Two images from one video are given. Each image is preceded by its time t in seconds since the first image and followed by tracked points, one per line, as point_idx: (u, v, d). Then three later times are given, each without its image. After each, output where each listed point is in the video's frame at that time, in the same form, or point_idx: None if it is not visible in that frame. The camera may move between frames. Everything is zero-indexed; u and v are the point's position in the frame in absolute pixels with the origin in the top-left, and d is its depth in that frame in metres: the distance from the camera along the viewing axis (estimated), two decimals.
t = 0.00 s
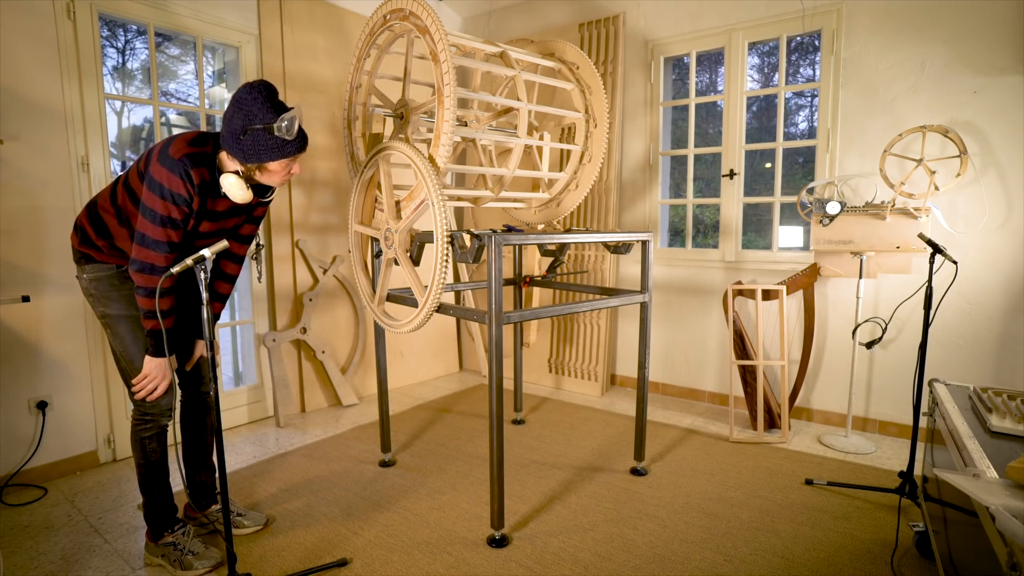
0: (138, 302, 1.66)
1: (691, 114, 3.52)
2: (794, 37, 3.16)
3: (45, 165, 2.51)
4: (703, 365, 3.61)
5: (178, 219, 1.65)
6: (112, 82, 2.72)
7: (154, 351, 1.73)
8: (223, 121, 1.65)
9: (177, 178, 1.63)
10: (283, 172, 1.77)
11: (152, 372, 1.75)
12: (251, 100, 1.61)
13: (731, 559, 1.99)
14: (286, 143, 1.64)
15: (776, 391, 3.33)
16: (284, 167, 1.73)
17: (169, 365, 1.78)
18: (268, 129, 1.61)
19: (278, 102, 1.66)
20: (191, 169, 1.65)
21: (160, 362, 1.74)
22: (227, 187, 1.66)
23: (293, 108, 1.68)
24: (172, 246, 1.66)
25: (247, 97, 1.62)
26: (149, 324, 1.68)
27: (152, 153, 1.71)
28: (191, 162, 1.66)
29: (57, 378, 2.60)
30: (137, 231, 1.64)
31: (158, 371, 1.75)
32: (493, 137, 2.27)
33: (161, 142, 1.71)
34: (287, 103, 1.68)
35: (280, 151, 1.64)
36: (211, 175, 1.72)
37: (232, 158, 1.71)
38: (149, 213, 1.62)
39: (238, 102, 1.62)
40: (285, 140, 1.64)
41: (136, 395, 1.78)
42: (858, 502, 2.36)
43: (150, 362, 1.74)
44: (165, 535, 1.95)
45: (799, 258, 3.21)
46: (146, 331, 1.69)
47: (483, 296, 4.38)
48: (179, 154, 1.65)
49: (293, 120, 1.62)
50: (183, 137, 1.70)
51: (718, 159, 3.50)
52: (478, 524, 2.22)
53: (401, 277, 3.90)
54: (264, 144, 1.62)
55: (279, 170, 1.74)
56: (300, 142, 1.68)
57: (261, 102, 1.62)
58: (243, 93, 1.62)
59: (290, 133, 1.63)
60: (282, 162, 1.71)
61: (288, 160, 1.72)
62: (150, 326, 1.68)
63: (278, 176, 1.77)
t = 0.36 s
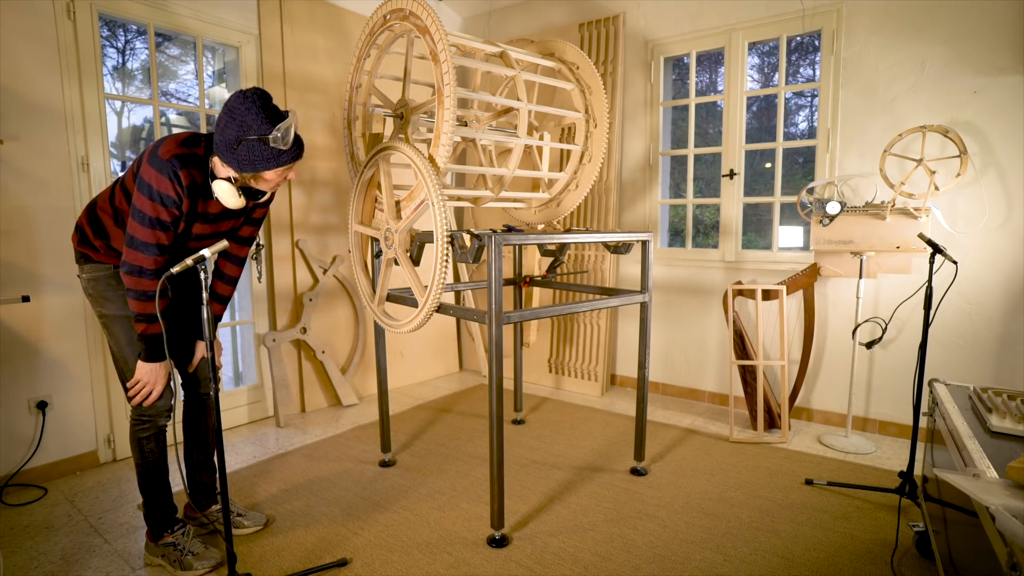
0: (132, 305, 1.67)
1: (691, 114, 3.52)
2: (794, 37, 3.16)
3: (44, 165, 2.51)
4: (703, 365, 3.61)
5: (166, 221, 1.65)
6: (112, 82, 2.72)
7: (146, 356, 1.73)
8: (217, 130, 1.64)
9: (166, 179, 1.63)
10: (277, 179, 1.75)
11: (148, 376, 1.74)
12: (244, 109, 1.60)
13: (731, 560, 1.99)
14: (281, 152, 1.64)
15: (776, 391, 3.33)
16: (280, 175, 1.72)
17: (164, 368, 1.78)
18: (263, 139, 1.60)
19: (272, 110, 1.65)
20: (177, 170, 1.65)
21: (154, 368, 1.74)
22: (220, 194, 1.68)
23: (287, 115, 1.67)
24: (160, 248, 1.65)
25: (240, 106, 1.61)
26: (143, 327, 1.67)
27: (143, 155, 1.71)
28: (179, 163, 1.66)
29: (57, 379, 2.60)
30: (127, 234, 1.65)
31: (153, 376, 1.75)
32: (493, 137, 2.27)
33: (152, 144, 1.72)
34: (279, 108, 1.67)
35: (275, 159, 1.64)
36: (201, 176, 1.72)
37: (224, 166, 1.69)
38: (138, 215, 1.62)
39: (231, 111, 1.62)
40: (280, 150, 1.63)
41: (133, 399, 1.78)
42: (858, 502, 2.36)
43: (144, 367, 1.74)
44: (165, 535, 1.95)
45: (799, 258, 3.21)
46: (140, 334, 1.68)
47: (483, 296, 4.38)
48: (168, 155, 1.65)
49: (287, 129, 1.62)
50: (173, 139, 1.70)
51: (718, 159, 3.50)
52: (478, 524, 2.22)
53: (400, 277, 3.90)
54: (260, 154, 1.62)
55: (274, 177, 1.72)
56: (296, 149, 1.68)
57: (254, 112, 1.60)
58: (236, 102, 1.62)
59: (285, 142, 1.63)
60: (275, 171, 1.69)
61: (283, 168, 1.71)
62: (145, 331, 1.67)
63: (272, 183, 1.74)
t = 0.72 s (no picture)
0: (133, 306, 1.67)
1: (691, 114, 3.52)
2: (794, 37, 3.16)
3: (44, 165, 2.51)
4: (703, 365, 3.61)
5: (166, 223, 1.65)
6: (112, 82, 2.72)
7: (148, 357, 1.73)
8: (218, 132, 1.64)
9: (165, 181, 1.63)
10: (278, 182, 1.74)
11: (151, 377, 1.74)
12: (245, 113, 1.60)
13: (731, 559, 1.99)
14: (282, 156, 1.64)
15: (776, 391, 3.33)
16: (280, 179, 1.72)
17: (166, 369, 1.78)
18: (264, 143, 1.60)
19: (273, 113, 1.65)
20: (176, 172, 1.65)
21: (156, 369, 1.74)
22: (220, 196, 1.69)
23: (288, 118, 1.67)
24: (161, 250, 1.65)
25: (241, 110, 1.61)
26: (145, 329, 1.67)
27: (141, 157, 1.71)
28: (178, 165, 1.65)
29: (57, 379, 2.60)
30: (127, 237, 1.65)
31: (156, 377, 1.75)
32: (493, 137, 2.27)
33: (150, 146, 1.71)
34: (280, 111, 1.67)
35: (276, 164, 1.64)
36: (200, 178, 1.71)
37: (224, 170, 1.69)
38: (138, 218, 1.62)
39: (232, 115, 1.61)
40: (281, 155, 1.64)
41: (137, 399, 1.78)
42: (858, 502, 2.36)
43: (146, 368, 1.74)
44: (165, 536, 1.95)
45: (799, 258, 3.21)
46: (143, 336, 1.68)
47: (483, 296, 4.38)
48: (166, 157, 1.65)
49: (288, 133, 1.62)
50: (171, 140, 1.70)
51: (718, 159, 3.50)
52: (478, 524, 2.22)
53: (400, 277, 3.91)
54: (261, 158, 1.62)
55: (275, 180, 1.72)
56: (297, 153, 1.68)
57: (255, 116, 1.60)
58: (237, 106, 1.61)
59: (286, 146, 1.63)
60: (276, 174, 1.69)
61: (284, 172, 1.71)
62: (148, 332, 1.68)
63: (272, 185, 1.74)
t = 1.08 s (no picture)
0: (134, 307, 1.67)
1: (691, 114, 3.52)
2: (794, 37, 3.16)
3: (44, 165, 2.51)
4: (703, 365, 3.61)
5: (167, 224, 1.65)
6: (112, 81, 2.72)
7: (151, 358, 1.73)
8: (220, 133, 1.63)
9: (165, 182, 1.63)
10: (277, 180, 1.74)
11: (155, 378, 1.74)
12: (250, 115, 1.60)
13: (731, 559, 1.99)
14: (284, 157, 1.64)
15: (776, 391, 3.33)
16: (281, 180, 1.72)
17: (170, 368, 1.77)
18: (268, 145, 1.61)
19: (277, 116, 1.65)
20: (176, 172, 1.65)
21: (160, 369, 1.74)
22: (218, 197, 1.69)
23: (291, 120, 1.67)
24: (161, 251, 1.65)
25: (246, 112, 1.61)
26: (147, 328, 1.67)
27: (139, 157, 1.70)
28: (177, 165, 1.65)
29: (57, 379, 2.60)
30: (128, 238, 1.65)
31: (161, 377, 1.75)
32: (493, 138, 2.27)
33: (148, 147, 1.71)
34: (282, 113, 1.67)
35: (279, 165, 1.64)
36: (199, 178, 1.71)
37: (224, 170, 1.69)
38: (138, 218, 1.62)
39: (236, 116, 1.61)
40: (284, 156, 1.64)
41: (140, 399, 1.79)
42: (858, 502, 2.36)
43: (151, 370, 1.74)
44: (165, 536, 1.95)
45: (799, 258, 3.21)
46: (145, 337, 1.68)
47: (483, 296, 4.38)
48: (165, 158, 1.65)
49: (291, 134, 1.62)
50: (169, 140, 1.70)
51: (718, 159, 3.50)
52: (478, 524, 2.22)
53: (400, 277, 3.91)
54: (264, 160, 1.62)
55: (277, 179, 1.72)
56: (299, 155, 1.68)
57: (260, 118, 1.61)
58: (241, 107, 1.62)
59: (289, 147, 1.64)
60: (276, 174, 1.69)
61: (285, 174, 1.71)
62: (150, 332, 1.67)
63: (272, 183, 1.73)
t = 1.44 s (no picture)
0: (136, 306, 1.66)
1: (691, 114, 3.52)
2: (794, 37, 3.16)
3: (45, 165, 2.51)
4: (704, 365, 3.61)
5: (161, 217, 1.65)
6: (112, 81, 2.72)
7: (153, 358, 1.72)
8: (208, 111, 1.61)
9: (155, 175, 1.63)
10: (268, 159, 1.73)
11: (159, 378, 1.74)
12: (238, 90, 1.59)
13: (731, 559, 1.99)
14: (274, 134, 1.63)
15: (776, 391, 3.33)
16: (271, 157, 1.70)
17: (173, 369, 1.77)
18: (257, 119, 1.59)
19: (264, 91, 1.64)
20: (166, 163, 1.64)
21: (162, 369, 1.73)
22: (212, 179, 1.69)
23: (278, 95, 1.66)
24: (157, 246, 1.65)
25: (233, 87, 1.59)
26: (148, 328, 1.65)
27: (128, 152, 1.69)
28: (167, 157, 1.65)
29: (57, 379, 2.60)
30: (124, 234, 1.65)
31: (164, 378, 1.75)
32: (493, 137, 2.27)
33: (137, 141, 1.71)
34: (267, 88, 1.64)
35: (269, 141, 1.63)
36: (190, 169, 1.71)
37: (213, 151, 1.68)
38: (132, 214, 1.62)
39: (224, 92, 1.60)
40: (274, 131, 1.63)
41: (146, 399, 1.79)
42: (858, 502, 2.36)
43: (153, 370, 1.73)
44: (165, 536, 1.95)
45: (799, 258, 3.21)
46: (146, 336, 1.66)
47: (483, 297, 4.38)
48: (153, 150, 1.64)
49: (280, 110, 1.61)
50: (155, 132, 1.68)
51: (717, 159, 3.50)
52: (478, 524, 2.22)
53: (400, 277, 3.91)
54: (255, 135, 1.60)
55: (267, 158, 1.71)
56: (289, 130, 1.67)
57: (248, 92, 1.59)
58: (228, 82, 1.60)
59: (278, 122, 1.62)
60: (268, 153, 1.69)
61: (275, 150, 1.70)
62: (151, 331, 1.66)
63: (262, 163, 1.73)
